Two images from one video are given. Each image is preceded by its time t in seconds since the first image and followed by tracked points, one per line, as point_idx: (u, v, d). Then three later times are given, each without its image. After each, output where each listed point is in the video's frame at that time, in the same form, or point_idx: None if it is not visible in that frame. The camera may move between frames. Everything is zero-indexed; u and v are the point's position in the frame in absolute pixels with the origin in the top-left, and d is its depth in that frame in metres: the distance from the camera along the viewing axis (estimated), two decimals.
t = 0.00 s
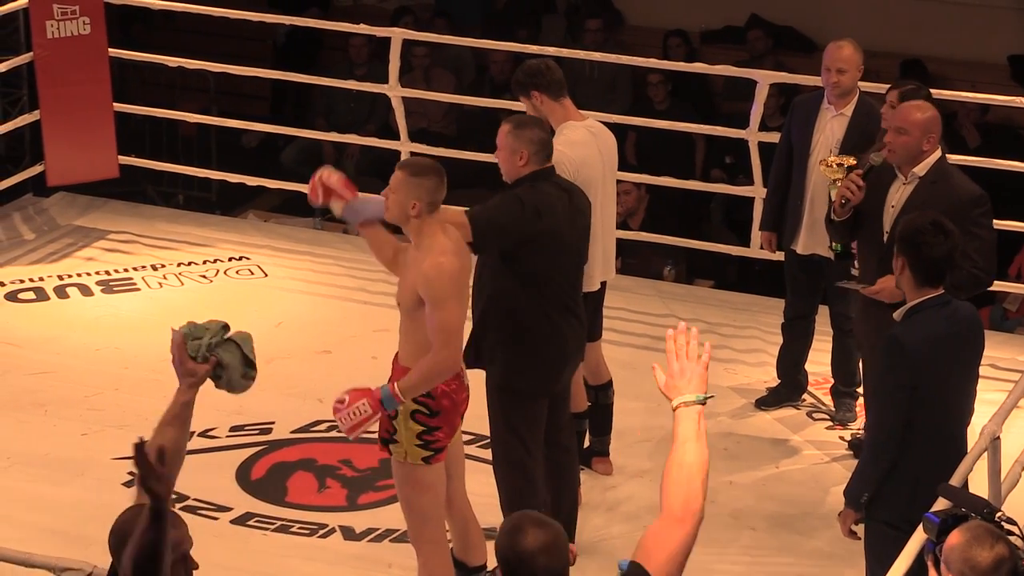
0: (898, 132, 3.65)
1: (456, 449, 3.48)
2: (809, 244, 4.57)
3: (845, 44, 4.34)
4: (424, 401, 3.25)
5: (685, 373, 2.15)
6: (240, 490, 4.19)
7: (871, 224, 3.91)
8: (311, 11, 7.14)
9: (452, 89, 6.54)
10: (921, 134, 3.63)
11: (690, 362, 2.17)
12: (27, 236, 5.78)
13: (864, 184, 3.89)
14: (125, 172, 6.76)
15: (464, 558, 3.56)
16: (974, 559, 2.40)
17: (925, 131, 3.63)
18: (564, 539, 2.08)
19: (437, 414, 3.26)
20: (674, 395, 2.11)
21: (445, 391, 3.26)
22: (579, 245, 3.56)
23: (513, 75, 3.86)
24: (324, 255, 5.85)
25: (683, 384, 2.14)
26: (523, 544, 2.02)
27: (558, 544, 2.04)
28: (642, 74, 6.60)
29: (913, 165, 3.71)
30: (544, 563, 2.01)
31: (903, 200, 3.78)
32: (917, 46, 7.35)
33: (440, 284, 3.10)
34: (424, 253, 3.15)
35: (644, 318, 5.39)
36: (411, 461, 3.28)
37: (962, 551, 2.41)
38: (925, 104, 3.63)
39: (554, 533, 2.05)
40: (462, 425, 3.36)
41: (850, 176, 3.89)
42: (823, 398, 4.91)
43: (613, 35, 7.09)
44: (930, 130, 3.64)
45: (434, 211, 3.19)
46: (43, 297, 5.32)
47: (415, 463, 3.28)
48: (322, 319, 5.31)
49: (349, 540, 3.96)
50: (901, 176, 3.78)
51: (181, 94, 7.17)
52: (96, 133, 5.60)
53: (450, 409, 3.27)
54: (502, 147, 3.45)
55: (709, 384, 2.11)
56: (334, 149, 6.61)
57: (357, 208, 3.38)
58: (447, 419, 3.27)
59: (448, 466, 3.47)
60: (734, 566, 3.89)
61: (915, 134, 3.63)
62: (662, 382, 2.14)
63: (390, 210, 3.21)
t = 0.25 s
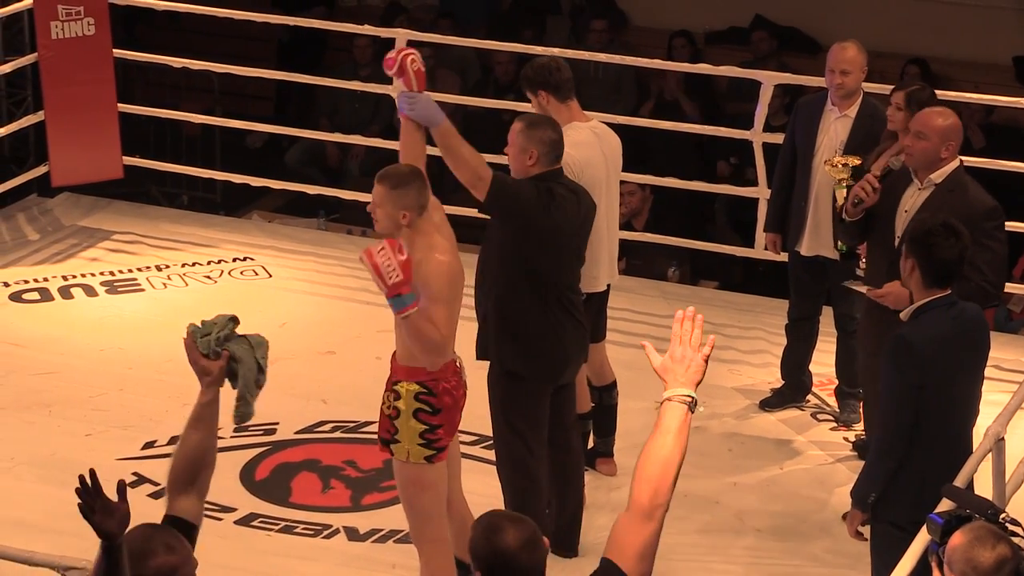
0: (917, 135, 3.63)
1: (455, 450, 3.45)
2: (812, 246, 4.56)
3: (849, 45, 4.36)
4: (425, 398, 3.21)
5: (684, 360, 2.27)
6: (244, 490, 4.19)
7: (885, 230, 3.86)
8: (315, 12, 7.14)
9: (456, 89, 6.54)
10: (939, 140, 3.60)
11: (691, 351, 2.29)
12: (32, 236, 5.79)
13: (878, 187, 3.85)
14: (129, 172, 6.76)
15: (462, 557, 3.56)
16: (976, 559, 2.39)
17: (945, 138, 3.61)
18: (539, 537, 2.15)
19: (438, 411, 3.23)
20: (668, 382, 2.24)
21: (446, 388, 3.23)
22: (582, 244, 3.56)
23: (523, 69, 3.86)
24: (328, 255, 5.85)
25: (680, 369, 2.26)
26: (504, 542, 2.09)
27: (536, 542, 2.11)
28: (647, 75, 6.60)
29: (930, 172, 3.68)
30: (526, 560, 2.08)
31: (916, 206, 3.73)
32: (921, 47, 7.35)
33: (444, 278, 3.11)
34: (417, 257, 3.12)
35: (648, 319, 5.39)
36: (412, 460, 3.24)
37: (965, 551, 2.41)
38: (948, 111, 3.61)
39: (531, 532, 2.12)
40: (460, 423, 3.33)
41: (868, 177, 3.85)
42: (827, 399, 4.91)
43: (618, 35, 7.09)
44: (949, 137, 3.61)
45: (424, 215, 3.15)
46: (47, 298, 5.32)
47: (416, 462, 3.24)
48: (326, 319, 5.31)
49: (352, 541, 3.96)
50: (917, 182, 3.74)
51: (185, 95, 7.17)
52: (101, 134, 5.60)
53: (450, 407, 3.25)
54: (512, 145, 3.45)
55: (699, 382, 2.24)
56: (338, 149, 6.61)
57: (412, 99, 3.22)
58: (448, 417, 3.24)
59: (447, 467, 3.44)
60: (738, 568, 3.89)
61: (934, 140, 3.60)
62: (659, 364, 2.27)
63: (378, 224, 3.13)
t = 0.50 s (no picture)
0: (929, 144, 3.57)
1: (461, 449, 3.40)
2: (820, 248, 4.57)
3: (857, 48, 4.34)
4: (426, 401, 3.19)
5: (676, 366, 2.28)
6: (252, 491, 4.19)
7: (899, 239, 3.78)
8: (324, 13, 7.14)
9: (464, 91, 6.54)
10: (952, 150, 3.54)
11: (683, 357, 2.30)
12: (41, 237, 5.79)
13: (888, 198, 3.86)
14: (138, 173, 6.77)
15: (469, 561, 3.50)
16: (983, 560, 2.39)
17: (959, 148, 3.55)
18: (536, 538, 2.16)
19: (440, 413, 3.20)
20: (660, 388, 2.25)
21: (447, 390, 3.21)
22: (588, 245, 3.57)
23: (534, 70, 3.86)
24: (336, 256, 5.85)
25: (672, 375, 2.27)
26: (489, 537, 2.11)
27: (526, 542, 2.12)
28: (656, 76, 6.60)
29: (946, 184, 3.61)
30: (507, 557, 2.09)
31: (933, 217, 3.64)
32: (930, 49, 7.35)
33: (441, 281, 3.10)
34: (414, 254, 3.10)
35: (657, 320, 5.38)
36: (414, 460, 3.20)
37: (973, 552, 2.41)
38: (963, 122, 3.56)
39: (523, 531, 2.13)
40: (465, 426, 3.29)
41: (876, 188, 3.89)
42: (836, 401, 4.91)
43: (627, 37, 7.09)
44: (963, 148, 3.55)
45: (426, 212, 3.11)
46: (56, 298, 5.33)
47: (418, 463, 3.20)
48: (335, 321, 5.31)
49: (361, 542, 3.96)
50: (933, 192, 3.66)
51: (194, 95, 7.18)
52: (110, 135, 5.59)
53: (453, 409, 3.22)
54: (522, 146, 3.47)
55: (690, 391, 2.25)
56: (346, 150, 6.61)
57: (454, 82, 3.13)
58: (450, 418, 3.21)
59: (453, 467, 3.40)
60: (747, 569, 3.89)
61: (947, 149, 3.54)
62: (653, 369, 2.28)
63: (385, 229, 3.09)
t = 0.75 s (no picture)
0: (934, 148, 3.52)
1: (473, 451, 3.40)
2: (827, 250, 4.57)
3: (863, 50, 4.33)
4: (434, 404, 3.19)
5: (690, 376, 2.26)
6: (260, 493, 4.20)
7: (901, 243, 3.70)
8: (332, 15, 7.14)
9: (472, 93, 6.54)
10: (957, 154, 3.48)
11: (699, 366, 2.28)
12: (49, 238, 5.80)
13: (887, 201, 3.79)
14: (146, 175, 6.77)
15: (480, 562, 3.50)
16: (991, 562, 2.38)
17: (963, 153, 3.49)
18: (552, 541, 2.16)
19: (448, 416, 3.20)
20: (675, 399, 2.23)
21: (456, 394, 3.20)
22: (595, 245, 3.56)
23: (544, 71, 3.86)
24: (344, 258, 5.86)
25: (687, 385, 2.25)
26: (503, 535, 2.11)
27: (540, 544, 2.12)
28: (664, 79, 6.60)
29: (950, 188, 3.57)
30: (517, 556, 2.09)
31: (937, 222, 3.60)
32: (939, 51, 7.34)
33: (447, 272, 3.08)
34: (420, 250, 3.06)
35: (665, 323, 5.38)
36: (423, 462, 3.21)
37: (982, 554, 2.41)
38: (968, 126, 3.50)
39: (539, 532, 2.13)
40: (476, 429, 3.29)
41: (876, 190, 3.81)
42: (844, 404, 4.90)
43: (635, 39, 7.09)
44: (968, 152, 3.49)
45: (433, 209, 3.09)
46: (64, 300, 5.33)
47: (427, 465, 3.21)
48: (342, 323, 5.31)
49: (369, 544, 3.96)
50: (936, 196, 3.62)
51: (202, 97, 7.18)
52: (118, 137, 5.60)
53: (462, 412, 3.21)
54: (528, 149, 3.48)
55: (706, 400, 2.21)
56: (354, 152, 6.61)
57: (465, 79, 3.18)
58: (459, 422, 3.21)
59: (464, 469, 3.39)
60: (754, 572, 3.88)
61: (952, 153, 3.48)
62: (668, 379, 2.27)
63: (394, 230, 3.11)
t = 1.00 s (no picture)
0: (917, 148, 3.53)
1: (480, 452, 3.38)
2: (826, 252, 4.58)
3: (863, 51, 4.35)
4: (442, 406, 3.18)
5: (697, 408, 2.15)
6: (261, 495, 4.20)
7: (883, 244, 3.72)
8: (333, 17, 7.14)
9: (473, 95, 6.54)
10: (939, 154, 3.50)
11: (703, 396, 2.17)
12: (50, 240, 5.80)
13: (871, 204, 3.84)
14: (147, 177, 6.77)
15: (487, 565, 3.49)
16: (992, 564, 2.38)
17: (946, 152, 3.50)
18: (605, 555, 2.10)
19: (456, 419, 3.18)
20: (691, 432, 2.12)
21: (463, 396, 3.19)
22: (595, 248, 3.57)
23: (546, 73, 3.86)
24: (344, 260, 5.86)
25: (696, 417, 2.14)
26: (556, 548, 2.06)
27: (594, 559, 2.06)
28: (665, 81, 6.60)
29: (933, 188, 3.57)
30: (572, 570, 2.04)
31: (920, 224, 3.59)
32: (938, 53, 7.35)
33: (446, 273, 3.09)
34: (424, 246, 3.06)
35: (666, 325, 5.38)
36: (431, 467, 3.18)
37: (983, 557, 2.40)
38: (951, 126, 3.51)
39: (593, 545, 2.08)
40: (483, 432, 3.28)
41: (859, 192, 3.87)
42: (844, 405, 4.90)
43: (636, 41, 7.09)
44: (951, 151, 3.50)
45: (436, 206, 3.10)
46: (64, 302, 5.33)
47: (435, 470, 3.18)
48: (343, 325, 5.31)
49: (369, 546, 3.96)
50: (919, 198, 3.62)
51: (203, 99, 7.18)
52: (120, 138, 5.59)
53: (471, 415, 3.20)
54: (528, 152, 3.50)
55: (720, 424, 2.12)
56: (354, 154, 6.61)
57: (466, 79, 3.19)
58: (467, 425, 3.20)
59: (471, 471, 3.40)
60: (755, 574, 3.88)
61: (934, 153, 3.50)
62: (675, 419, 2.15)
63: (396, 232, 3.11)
